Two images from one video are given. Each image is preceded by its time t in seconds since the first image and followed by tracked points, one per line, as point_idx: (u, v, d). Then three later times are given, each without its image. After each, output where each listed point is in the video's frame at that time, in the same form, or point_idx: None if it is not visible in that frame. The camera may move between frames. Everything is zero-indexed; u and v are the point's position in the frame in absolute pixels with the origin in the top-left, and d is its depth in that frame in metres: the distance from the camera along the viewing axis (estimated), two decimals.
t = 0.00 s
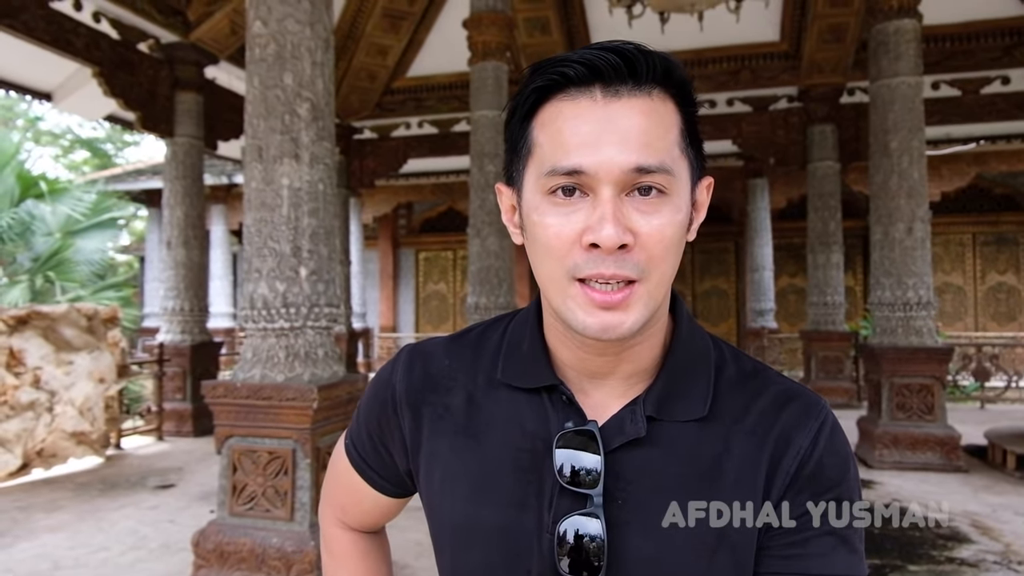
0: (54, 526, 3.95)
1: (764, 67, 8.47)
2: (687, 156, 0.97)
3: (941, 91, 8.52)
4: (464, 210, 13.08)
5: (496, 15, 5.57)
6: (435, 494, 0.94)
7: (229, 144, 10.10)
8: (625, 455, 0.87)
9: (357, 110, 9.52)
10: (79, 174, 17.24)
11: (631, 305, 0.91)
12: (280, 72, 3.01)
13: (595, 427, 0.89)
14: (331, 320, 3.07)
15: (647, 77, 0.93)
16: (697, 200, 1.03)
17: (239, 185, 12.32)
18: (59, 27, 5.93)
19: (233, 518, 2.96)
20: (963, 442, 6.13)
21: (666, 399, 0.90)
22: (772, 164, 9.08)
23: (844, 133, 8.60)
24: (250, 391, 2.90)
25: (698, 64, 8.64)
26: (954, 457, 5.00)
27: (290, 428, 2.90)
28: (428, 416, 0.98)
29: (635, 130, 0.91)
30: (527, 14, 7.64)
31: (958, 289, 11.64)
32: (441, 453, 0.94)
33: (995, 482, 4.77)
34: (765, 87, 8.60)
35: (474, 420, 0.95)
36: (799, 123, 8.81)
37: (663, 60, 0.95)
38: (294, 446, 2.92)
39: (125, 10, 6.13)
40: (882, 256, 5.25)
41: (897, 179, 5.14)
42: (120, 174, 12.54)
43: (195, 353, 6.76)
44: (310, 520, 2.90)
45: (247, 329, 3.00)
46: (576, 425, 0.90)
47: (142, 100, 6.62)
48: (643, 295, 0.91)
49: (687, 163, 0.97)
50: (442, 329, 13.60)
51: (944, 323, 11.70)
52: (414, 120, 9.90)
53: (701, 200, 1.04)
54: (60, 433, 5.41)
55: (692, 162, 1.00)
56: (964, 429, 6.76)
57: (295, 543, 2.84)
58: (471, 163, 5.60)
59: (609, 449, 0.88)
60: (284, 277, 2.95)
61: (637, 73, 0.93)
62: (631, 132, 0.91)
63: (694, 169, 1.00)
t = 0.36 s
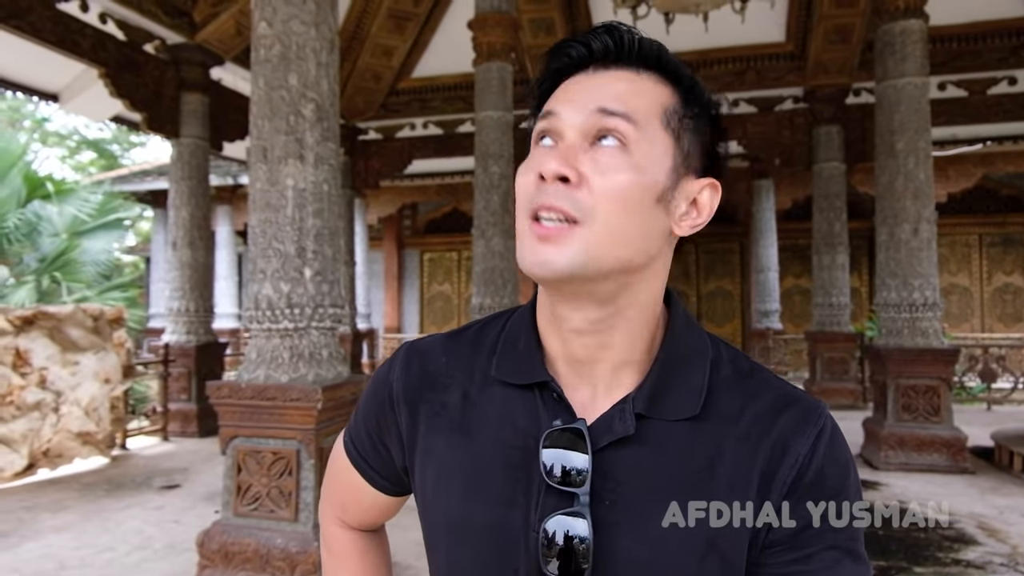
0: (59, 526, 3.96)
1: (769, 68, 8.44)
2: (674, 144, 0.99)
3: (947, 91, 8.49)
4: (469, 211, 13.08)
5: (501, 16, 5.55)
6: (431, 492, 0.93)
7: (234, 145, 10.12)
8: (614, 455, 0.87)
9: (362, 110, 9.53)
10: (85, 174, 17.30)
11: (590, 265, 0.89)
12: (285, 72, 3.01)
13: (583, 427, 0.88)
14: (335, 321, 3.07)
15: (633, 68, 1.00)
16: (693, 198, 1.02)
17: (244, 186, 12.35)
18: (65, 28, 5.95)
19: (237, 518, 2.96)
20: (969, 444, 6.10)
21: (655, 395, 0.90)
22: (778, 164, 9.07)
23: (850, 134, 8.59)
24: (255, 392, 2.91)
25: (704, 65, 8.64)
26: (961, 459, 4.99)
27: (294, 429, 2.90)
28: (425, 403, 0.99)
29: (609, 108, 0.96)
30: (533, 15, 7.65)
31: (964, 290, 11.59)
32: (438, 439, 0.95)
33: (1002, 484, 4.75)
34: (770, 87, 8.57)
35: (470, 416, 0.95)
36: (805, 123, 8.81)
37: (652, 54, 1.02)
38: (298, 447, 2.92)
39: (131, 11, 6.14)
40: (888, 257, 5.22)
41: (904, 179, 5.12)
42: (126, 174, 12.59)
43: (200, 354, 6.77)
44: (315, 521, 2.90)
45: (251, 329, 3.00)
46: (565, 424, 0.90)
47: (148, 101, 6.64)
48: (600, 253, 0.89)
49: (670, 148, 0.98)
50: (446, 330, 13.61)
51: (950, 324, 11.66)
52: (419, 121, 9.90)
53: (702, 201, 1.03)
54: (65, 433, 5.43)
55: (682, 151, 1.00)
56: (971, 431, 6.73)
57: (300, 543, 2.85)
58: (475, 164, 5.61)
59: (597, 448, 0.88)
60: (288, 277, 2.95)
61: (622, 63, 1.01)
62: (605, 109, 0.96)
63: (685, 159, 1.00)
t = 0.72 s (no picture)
0: (61, 529, 3.97)
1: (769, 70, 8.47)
2: (753, 146, 0.96)
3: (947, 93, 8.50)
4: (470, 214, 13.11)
5: (502, 18, 5.54)
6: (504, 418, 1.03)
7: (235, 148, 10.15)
8: (615, 425, 0.87)
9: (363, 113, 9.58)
10: (86, 177, 17.33)
11: (635, 230, 0.94)
12: (285, 76, 3.01)
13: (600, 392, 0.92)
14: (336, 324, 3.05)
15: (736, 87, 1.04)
16: (762, 207, 0.95)
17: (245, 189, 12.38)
18: (68, 31, 5.97)
19: (239, 522, 2.96)
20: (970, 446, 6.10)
21: (678, 381, 0.87)
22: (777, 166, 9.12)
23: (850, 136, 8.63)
24: (255, 395, 2.91)
25: (703, 67, 8.67)
26: (962, 460, 4.99)
27: (295, 432, 2.91)
28: (531, 342, 1.09)
29: (695, 107, 1.01)
30: (533, 18, 7.69)
31: (965, 292, 11.60)
32: (524, 371, 1.04)
33: (1003, 485, 4.75)
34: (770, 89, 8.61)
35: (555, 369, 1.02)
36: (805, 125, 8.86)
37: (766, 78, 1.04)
38: (298, 450, 2.92)
39: (133, 14, 6.15)
40: (888, 258, 5.21)
41: (904, 181, 5.13)
42: (127, 178, 12.61)
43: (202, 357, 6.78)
44: (315, 523, 2.90)
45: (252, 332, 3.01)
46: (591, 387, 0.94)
47: (149, 104, 6.66)
48: (645, 218, 0.94)
49: (744, 150, 0.96)
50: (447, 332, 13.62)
51: (951, 326, 11.67)
52: (420, 124, 9.92)
53: (778, 214, 0.95)
54: (66, 436, 5.44)
55: (761, 156, 0.96)
56: (972, 432, 6.73)
57: (300, 546, 2.85)
58: (476, 167, 5.62)
59: (603, 414, 0.89)
60: (288, 280, 2.95)
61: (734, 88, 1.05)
62: (691, 108, 1.01)
63: (762, 163, 0.95)
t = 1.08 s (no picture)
0: None
1: (761, 139, 8.70)
2: (844, 295, 0.75)
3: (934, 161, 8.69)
4: (467, 279, 13.17)
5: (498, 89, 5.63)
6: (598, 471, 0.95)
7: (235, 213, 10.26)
8: (662, 560, 0.77)
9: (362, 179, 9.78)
10: (86, 240, 17.44)
11: (702, 365, 0.78)
12: (287, 148, 3.07)
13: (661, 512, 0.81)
14: (331, 395, 3.01)
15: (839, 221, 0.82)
16: (840, 364, 0.74)
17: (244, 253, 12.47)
18: (76, 100, 6.10)
19: None
20: (977, 519, 5.96)
21: (736, 532, 0.76)
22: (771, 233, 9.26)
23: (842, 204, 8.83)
24: (247, 469, 2.85)
25: (697, 136, 8.88)
26: (969, 535, 4.88)
27: (286, 508, 2.84)
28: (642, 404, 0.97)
29: (790, 234, 0.81)
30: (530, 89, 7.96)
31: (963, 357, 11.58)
32: (625, 439, 0.94)
33: (1012, 562, 4.62)
34: (762, 158, 8.80)
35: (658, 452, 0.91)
36: (797, 193, 9.04)
37: (884, 212, 0.81)
38: (289, 527, 2.86)
39: (141, 83, 6.29)
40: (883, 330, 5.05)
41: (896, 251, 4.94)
42: (127, 241, 12.70)
43: (193, 425, 6.68)
44: None
45: (245, 405, 2.96)
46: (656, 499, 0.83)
47: (152, 170, 6.75)
48: (713, 351, 0.77)
49: (835, 295, 0.75)
50: (443, 398, 13.48)
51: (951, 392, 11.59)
52: (418, 190, 10.07)
53: (857, 377, 0.73)
54: (50, 508, 5.30)
55: (850, 309, 0.74)
56: (978, 505, 6.60)
57: None
58: (472, 234, 5.66)
59: (651, 537, 0.79)
60: (284, 351, 2.93)
61: (842, 218, 0.83)
62: (786, 234, 0.81)
63: (850, 316, 0.74)
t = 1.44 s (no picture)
0: None
1: (761, 220, 8.85)
2: (824, 477, 0.72)
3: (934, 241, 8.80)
4: (471, 358, 13.14)
5: (502, 175, 5.76)
6: None
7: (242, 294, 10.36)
8: None
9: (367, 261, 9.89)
10: (92, 319, 17.53)
11: (691, 542, 0.77)
12: (297, 238, 3.13)
13: None
14: (335, 486, 2.96)
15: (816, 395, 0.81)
16: (823, 548, 0.70)
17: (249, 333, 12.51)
18: (92, 188, 6.28)
19: None
20: None
21: None
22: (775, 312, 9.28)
23: (844, 283, 8.89)
24: (247, 564, 2.78)
25: (698, 217, 9.03)
26: None
27: None
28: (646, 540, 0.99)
29: (771, 410, 0.80)
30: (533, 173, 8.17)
31: (977, 437, 11.37)
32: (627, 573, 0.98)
33: None
34: (763, 238, 8.93)
35: None
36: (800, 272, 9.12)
37: (863, 390, 0.80)
38: None
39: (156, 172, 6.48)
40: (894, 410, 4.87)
41: (902, 329, 4.88)
42: (133, 321, 12.78)
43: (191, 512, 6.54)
44: None
45: (247, 496, 2.90)
46: None
47: (162, 255, 6.86)
48: (697, 528, 0.76)
49: (815, 479, 0.72)
50: (447, 480, 13.20)
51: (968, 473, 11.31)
52: (423, 271, 10.20)
53: (839, 561, 0.69)
54: None
55: (827, 493, 0.71)
56: None
57: None
58: (478, 317, 5.71)
59: None
60: (288, 441, 2.89)
61: (823, 392, 0.82)
62: (766, 410, 0.80)
63: (827, 500, 0.70)
